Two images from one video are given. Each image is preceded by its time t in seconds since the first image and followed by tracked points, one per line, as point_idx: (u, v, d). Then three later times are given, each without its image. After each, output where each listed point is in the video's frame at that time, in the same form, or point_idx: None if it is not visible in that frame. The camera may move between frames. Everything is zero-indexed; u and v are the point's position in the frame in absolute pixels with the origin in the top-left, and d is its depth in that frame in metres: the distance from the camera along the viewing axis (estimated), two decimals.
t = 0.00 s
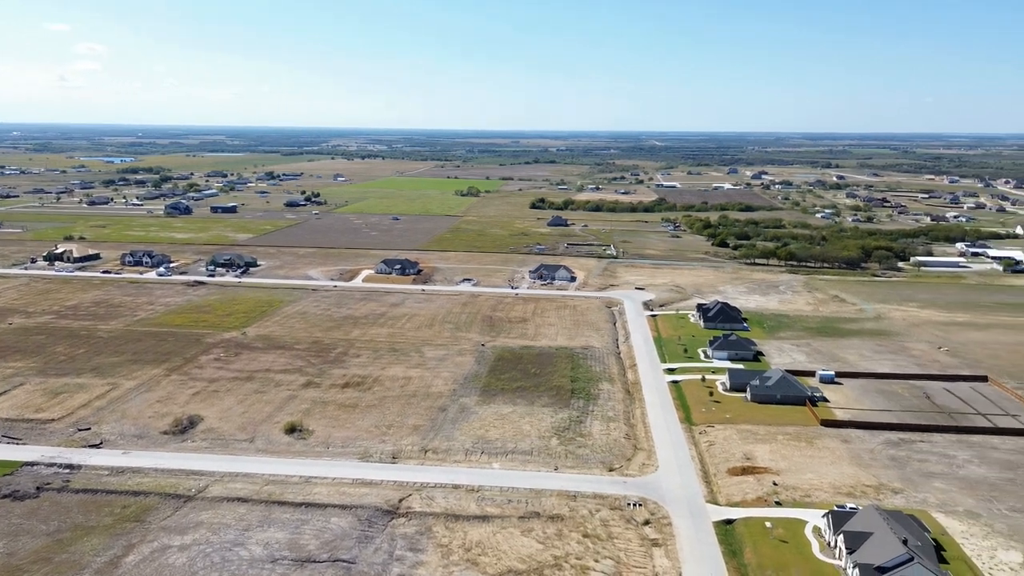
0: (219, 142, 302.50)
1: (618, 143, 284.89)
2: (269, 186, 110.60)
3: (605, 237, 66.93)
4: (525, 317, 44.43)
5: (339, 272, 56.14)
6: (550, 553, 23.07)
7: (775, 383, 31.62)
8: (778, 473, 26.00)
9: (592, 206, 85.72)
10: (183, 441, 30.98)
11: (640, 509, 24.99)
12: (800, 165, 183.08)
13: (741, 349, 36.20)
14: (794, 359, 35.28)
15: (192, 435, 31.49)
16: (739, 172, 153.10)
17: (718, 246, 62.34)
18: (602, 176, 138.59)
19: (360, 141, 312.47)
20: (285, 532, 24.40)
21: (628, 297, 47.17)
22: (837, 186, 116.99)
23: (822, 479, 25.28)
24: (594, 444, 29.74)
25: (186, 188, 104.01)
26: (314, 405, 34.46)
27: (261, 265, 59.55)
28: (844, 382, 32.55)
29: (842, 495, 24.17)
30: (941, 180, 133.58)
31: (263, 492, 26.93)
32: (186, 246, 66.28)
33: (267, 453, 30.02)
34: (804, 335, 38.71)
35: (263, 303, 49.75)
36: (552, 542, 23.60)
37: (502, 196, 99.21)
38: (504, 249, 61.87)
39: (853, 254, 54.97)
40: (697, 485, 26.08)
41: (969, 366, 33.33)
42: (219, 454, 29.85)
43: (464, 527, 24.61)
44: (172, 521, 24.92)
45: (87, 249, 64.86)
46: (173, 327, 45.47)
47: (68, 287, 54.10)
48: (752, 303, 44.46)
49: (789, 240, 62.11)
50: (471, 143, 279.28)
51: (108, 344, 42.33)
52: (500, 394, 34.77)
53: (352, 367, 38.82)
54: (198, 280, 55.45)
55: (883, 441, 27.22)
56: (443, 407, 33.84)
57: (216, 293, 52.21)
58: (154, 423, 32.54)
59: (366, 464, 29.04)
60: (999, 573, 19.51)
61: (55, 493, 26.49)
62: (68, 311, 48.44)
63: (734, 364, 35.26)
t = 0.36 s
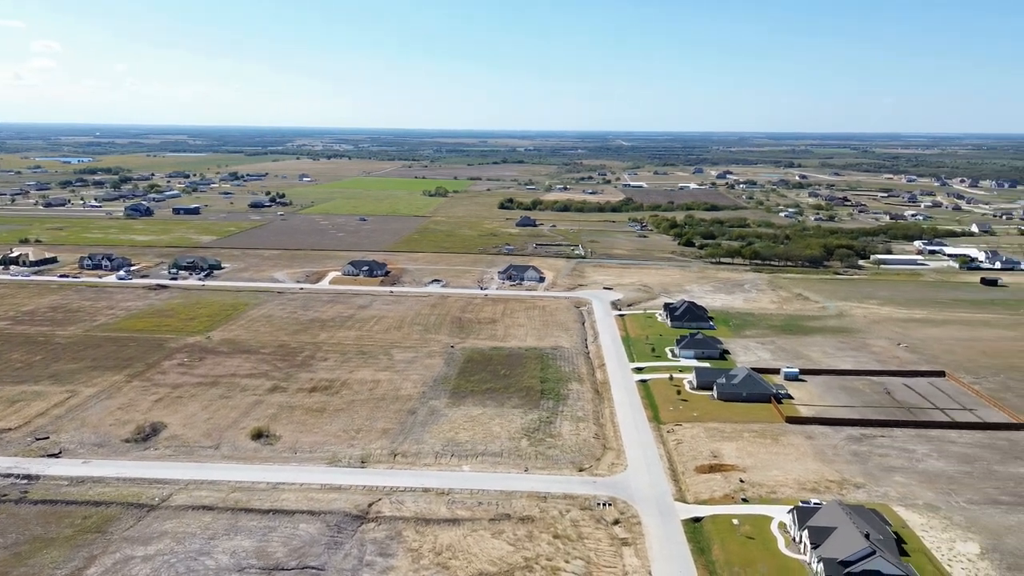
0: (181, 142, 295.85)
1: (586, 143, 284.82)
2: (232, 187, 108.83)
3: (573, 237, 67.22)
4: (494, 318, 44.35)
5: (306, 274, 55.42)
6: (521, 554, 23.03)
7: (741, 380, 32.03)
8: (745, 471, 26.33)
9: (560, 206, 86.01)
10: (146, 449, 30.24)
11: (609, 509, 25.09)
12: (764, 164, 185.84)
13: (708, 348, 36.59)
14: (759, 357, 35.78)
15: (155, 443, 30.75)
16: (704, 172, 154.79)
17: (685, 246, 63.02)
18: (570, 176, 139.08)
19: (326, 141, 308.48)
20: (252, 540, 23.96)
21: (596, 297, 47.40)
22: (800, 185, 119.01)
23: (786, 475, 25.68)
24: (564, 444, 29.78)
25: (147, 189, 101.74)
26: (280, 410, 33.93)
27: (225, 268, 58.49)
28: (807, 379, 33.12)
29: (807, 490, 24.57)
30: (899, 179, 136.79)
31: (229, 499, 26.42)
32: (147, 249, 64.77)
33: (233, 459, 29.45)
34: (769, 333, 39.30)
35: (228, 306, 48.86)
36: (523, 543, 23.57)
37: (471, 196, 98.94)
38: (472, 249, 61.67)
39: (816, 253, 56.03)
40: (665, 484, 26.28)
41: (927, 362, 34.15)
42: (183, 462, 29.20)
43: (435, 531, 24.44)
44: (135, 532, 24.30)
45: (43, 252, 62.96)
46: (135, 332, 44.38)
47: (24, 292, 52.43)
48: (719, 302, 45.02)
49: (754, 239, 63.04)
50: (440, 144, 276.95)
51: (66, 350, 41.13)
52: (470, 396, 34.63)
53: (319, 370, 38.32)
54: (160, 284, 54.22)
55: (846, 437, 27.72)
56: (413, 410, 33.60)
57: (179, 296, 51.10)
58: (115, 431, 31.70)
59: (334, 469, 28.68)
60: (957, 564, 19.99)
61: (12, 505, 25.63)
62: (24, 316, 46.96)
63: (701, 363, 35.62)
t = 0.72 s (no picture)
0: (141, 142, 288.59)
1: (553, 144, 285.36)
2: (195, 188, 106.75)
3: (541, 237, 67.32)
4: (463, 319, 44.17)
5: (271, 277, 54.55)
6: (492, 557, 22.97)
7: (708, 378, 32.40)
8: (712, 468, 26.63)
9: (528, 206, 86.06)
10: (108, 458, 29.44)
11: (580, 509, 25.17)
12: (728, 163, 188.11)
13: (675, 347, 36.92)
14: (725, 355, 36.21)
15: (117, 451, 29.97)
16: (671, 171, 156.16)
17: (651, 245, 63.52)
18: (537, 176, 138.96)
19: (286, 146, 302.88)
20: (218, 549, 23.50)
21: (565, 297, 47.55)
22: (763, 185, 120.78)
23: (753, 472, 26.03)
24: (534, 445, 29.77)
25: (106, 190, 99.28)
26: (246, 416, 33.32)
27: (188, 271, 57.30)
28: (772, 376, 33.60)
29: (773, 487, 24.93)
30: (859, 179, 139.70)
31: (194, 508, 25.86)
32: (106, 252, 63.12)
33: (198, 467, 28.84)
34: (735, 331, 39.81)
35: (191, 310, 47.87)
36: (493, 546, 23.51)
37: (437, 197, 98.52)
38: (441, 250, 61.34)
39: (780, 251, 56.95)
40: (635, 483, 26.44)
41: (887, 358, 34.91)
42: (146, 470, 28.51)
43: (405, 535, 24.24)
44: (96, 544, 23.66)
45: None
46: (94, 338, 43.21)
47: None
48: (685, 301, 45.48)
49: (719, 238, 63.83)
50: (406, 144, 275.10)
51: (22, 357, 39.84)
52: (439, 398, 34.45)
53: (286, 375, 37.75)
54: (120, 288, 52.89)
55: (809, 433, 28.20)
56: (382, 414, 33.27)
57: (141, 301, 49.90)
58: (74, 440, 30.81)
59: (302, 474, 28.27)
60: (918, 557, 20.46)
61: None
62: None
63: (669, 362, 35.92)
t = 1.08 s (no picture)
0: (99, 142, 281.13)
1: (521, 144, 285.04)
2: (155, 188, 104.31)
3: (509, 237, 67.31)
4: (432, 320, 43.93)
5: (236, 279, 53.59)
6: (462, 560, 22.87)
7: (675, 377, 32.74)
8: (681, 466, 26.87)
9: (496, 205, 85.95)
10: (66, 468, 28.61)
11: (550, 509, 25.21)
12: (694, 163, 190.22)
13: (643, 345, 37.19)
14: (692, 353, 36.59)
15: (76, 460, 29.14)
16: (637, 171, 157.36)
17: (619, 244, 63.94)
18: (505, 175, 138.86)
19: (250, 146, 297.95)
20: (183, 558, 22.99)
21: (534, 297, 47.59)
22: (728, 184, 122.43)
23: (720, 469, 26.33)
24: (504, 446, 29.73)
25: (62, 192, 96.49)
26: (211, 422, 32.68)
27: (149, 274, 56.01)
28: (738, 374, 34.06)
29: (739, 483, 25.26)
30: (820, 178, 142.38)
31: (158, 518, 25.26)
32: (63, 255, 61.34)
33: (161, 475, 28.17)
34: (701, 329, 40.25)
35: (153, 314, 46.78)
36: (464, 548, 23.41)
37: (405, 197, 97.84)
38: (408, 251, 60.91)
39: (744, 250, 57.78)
40: (604, 482, 26.58)
41: (849, 354, 35.62)
42: (107, 479, 27.77)
43: (375, 540, 24.00)
44: (55, 556, 22.98)
45: None
46: (51, 343, 41.96)
47: None
48: (652, 300, 45.86)
49: (685, 237, 64.52)
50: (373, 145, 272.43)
51: None
52: (408, 401, 34.21)
53: (252, 379, 37.12)
54: (78, 292, 51.43)
55: (774, 429, 28.63)
56: (350, 417, 32.92)
57: (100, 305, 48.62)
58: (31, 450, 29.87)
59: (269, 481, 27.82)
60: (880, 549, 20.90)
61: None
62: None
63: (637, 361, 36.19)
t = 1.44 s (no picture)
0: (58, 142, 273.72)
1: (493, 145, 283.52)
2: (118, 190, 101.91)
3: (480, 238, 67.19)
4: (403, 322, 43.63)
5: (202, 282, 52.62)
6: (436, 563, 22.72)
7: (645, 376, 32.96)
8: (652, 465, 27.05)
9: (467, 206, 85.72)
10: (27, 478, 27.79)
11: (523, 510, 25.19)
12: (663, 162, 191.82)
13: (614, 345, 37.38)
14: (662, 353, 36.87)
15: (37, 470, 28.32)
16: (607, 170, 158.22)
17: (589, 244, 64.20)
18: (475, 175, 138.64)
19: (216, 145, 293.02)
20: (150, 569, 22.49)
21: (505, 297, 47.55)
22: (696, 183, 123.69)
23: (690, 467, 26.58)
24: (477, 448, 29.63)
25: (20, 194, 93.78)
26: (178, 428, 32.02)
27: (112, 277, 54.72)
28: (707, 372, 34.41)
29: (710, 481, 25.52)
30: (786, 177, 144.58)
31: (123, 527, 24.66)
32: (22, 259, 59.60)
33: (126, 484, 27.52)
34: (671, 328, 40.60)
35: (116, 319, 45.70)
36: (437, 552, 23.25)
37: (375, 197, 97.07)
38: (378, 252, 60.44)
39: (712, 249, 58.46)
40: (577, 482, 26.65)
41: (815, 352, 36.22)
42: (69, 489, 27.04)
43: (347, 546, 23.74)
44: (16, 569, 22.29)
45: None
46: (10, 350, 40.74)
47: None
48: (623, 299, 46.13)
49: (654, 237, 65.01)
50: (342, 145, 269.59)
51: None
52: (380, 404, 33.92)
53: (220, 384, 36.47)
54: (38, 296, 50.01)
55: (743, 427, 28.99)
56: (320, 422, 32.54)
57: (61, 310, 47.35)
58: None
59: (238, 487, 27.35)
60: (846, 544, 21.28)
61: None
62: None
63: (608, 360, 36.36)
